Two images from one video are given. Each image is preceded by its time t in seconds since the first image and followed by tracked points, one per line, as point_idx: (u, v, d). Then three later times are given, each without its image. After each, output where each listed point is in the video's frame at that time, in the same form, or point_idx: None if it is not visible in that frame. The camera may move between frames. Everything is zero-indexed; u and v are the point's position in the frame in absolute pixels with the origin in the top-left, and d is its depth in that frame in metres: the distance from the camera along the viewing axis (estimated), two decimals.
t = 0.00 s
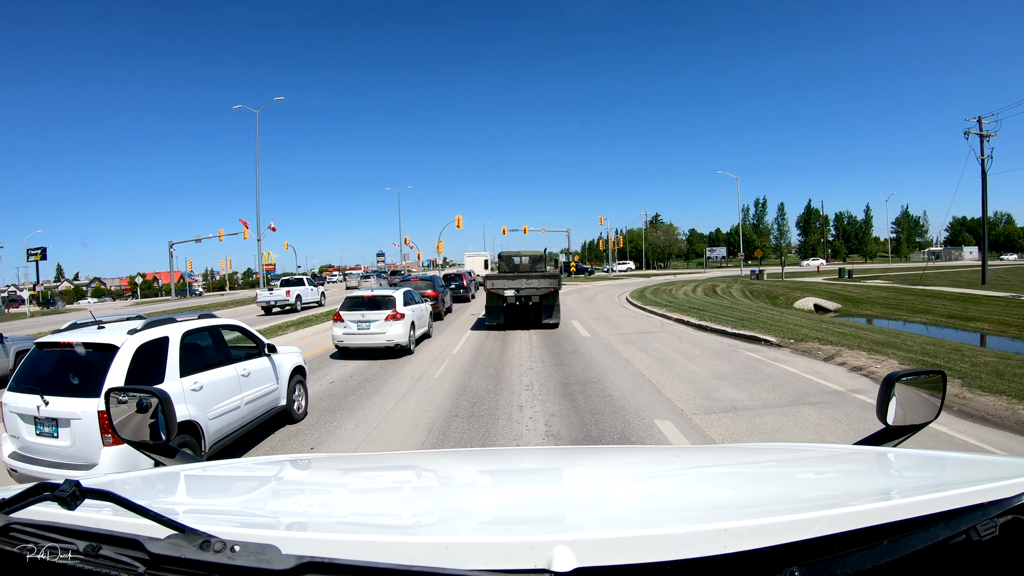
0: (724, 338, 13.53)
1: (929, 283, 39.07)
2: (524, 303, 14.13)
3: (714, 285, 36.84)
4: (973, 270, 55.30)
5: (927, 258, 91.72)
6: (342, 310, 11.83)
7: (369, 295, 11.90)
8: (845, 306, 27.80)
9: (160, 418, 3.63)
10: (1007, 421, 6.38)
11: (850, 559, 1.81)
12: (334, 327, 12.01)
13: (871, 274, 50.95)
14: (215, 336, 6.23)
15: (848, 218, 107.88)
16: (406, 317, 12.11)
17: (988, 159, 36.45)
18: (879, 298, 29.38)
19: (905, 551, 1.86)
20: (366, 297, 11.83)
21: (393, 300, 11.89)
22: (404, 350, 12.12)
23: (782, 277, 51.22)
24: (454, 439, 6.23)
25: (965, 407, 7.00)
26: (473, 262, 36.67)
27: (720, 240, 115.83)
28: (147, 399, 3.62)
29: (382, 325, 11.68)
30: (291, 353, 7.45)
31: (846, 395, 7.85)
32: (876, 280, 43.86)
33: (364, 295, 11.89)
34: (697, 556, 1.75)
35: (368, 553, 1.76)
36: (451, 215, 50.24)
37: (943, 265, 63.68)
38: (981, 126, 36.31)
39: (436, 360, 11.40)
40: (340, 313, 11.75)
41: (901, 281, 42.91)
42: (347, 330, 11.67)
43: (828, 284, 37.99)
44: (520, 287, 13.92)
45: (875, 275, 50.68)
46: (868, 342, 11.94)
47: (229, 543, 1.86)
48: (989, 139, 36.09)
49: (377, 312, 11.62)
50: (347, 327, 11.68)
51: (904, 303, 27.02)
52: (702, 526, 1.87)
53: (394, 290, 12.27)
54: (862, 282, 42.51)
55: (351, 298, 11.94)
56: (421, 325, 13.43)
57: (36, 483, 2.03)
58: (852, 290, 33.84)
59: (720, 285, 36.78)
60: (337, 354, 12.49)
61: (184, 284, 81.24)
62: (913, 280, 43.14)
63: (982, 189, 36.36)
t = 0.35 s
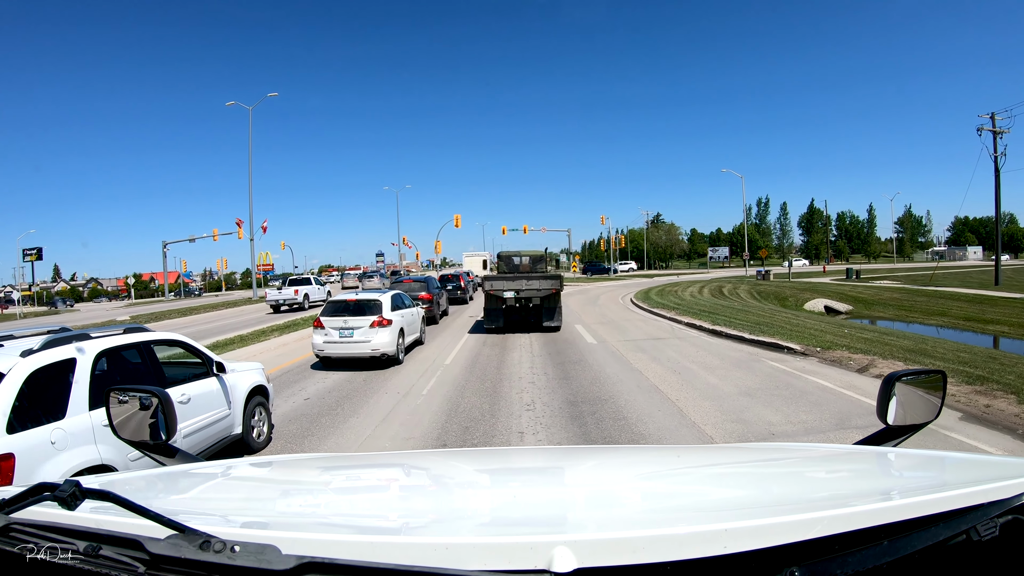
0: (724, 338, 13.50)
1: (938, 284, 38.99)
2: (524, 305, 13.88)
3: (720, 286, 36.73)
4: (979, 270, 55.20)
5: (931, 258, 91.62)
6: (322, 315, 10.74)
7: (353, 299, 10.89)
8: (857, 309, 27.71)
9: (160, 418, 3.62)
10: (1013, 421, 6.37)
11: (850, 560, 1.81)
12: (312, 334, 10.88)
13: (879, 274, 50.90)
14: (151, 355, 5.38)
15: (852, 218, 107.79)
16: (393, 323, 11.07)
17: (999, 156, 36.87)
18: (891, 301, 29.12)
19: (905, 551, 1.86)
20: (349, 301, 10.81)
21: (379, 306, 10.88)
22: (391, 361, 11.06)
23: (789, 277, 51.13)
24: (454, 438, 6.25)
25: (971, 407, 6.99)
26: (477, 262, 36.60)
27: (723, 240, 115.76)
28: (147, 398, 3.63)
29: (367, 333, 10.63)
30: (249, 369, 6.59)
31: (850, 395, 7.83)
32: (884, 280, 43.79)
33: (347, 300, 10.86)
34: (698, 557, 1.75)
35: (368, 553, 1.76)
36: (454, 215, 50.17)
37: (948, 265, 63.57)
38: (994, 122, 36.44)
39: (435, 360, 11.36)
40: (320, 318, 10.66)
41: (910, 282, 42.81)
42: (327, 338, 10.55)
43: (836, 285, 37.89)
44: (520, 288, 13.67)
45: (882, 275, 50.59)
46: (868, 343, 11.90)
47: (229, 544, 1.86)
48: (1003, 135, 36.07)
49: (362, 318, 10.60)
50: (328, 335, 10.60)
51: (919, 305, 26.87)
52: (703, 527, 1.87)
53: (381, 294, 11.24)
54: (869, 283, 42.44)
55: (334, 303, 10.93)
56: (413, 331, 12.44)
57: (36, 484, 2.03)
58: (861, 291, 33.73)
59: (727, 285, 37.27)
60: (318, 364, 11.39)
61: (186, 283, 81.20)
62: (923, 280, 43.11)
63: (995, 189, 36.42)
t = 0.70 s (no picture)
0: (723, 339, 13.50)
1: (945, 283, 38.90)
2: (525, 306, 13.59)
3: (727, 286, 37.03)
4: (985, 271, 55.13)
5: (935, 258, 91.54)
6: (301, 321, 9.77)
7: (334, 305, 9.95)
8: (868, 310, 27.73)
9: (160, 418, 3.62)
10: (1017, 421, 6.36)
11: (850, 560, 1.81)
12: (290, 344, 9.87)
13: (887, 274, 50.78)
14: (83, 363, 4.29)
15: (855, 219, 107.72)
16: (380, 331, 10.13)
17: (1013, 154, 36.71)
18: (907, 301, 29.34)
19: (905, 552, 1.86)
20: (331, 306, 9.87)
21: (364, 311, 9.94)
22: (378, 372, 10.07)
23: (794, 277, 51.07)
24: (454, 438, 6.30)
25: (977, 407, 6.97)
26: (478, 262, 36.56)
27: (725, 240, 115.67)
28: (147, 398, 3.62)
29: (349, 342, 9.67)
30: (197, 392, 5.36)
31: (852, 397, 7.82)
32: (892, 280, 43.70)
33: (329, 305, 9.93)
34: (697, 557, 1.75)
35: (368, 553, 1.76)
36: (455, 214, 49.89)
37: (953, 266, 63.50)
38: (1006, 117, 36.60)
39: (435, 361, 11.40)
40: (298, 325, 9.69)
41: (917, 282, 42.68)
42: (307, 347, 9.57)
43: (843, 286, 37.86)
44: (521, 289, 13.39)
45: (888, 275, 50.49)
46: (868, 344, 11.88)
47: (229, 543, 1.86)
48: (1015, 132, 35.98)
49: (344, 326, 9.65)
50: (307, 344, 9.62)
51: (931, 307, 26.74)
52: (702, 527, 1.87)
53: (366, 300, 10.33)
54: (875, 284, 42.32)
55: (313, 309, 9.98)
56: (403, 339, 11.59)
57: (36, 483, 2.03)
58: (868, 292, 33.66)
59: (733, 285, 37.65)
60: (297, 375, 10.40)
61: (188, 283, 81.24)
62: (931, 280, 43.08)
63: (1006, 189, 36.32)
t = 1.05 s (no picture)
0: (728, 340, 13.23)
1: (953, 283, 38.75)
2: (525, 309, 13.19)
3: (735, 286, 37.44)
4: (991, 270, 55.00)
5: (938, 258, 91.40)
6: (277, 329, 8.83)
7: (314, 310, 8.99)
8: (879, 312, 27.59)
9: (161, 418, 3.58)
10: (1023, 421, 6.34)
11: (850, 559, 1.81)
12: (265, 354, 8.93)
13: (893, 274, 50.69)
14: None
15: (858, 218, 107.56)
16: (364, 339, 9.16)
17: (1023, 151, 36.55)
18: (919, 302, 29.19)
19: (905, 551, 1.86)
20: (310, 312, 8.92)
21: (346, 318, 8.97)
22: (363, 385, 9.17)
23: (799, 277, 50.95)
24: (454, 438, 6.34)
25: (986, 406, 6.93)
26: (477, 262, 36.44)
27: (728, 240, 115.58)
28: (147, 399, 3.61)
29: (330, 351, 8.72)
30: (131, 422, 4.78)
31: (855, 398, 7.80)
32: (900, 281, 43.60)
33: (307, 311, 8.97)
34: (697, 556, 1.75)
35: (368, 552, 1.76)
36: (456, 215, 49.83)
37: (958, 265, 63.38)
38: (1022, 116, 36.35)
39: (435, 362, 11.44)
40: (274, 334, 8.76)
41: (926, 282, 42.51)
42: (283, 357, 8.64)
43: (849, 286, 37.74)
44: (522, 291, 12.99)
45: (894, 275, 50.37)
46: (884, 347, 11.39)
47: (229, 543, 1.86)
48: None
49: (323, 334, 8.69)
50: (283, 354, 8.66)
51: (944, 308, 26.53)
52: (702, 527, 1.87)
53: (350, 304, 9.36)
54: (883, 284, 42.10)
55: (291, 315, 9.02)
56: (392, 346, 10.71)
57: (36, 483, 2.03)
58: (879, 292, 33.45)
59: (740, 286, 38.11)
60: (275, 388, 9.46)
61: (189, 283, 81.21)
62: (939, 280, 42.95)
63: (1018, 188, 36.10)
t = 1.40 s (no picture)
0: (728, 341, 13.26)
1: (962, 284, 38.54)
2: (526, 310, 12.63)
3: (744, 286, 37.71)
4: (997, 270, 54.75)
5: (942, 258, 91.13)
6: (250, 337, 7.94)
7: (291, 316, 8.11)
8: (890, 313, 27.35)
9: (161, 419, 3.59)
10: None
11: (849, 559, 1.82)
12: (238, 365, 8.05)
13: (897, 275, 50.57)
14: None
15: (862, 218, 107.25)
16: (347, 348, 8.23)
17: None
18: (931, 304, 28.94)
19: (904, 551, 1.86)
20: (287, 318, 8.08)
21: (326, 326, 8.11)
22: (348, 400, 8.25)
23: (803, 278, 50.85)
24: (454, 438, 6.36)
25: (999, 406, 6.83)
26: (477, 262, 36.40)
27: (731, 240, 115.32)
28: (145, 400, 3.61)
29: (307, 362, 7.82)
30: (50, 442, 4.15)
31: (857, 397, 7.76)
32: (907, 282, 43.53)
33: (283, 317, 8.10)
34: (696, 557, 1.75)
35: (368, 553, 1.77)
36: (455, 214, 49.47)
37: (962, 265, 63.19)
38: None
39: (436, 362, 11.46)
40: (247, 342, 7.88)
41: (942, 283, 42.11)
42: (257, 369, 7.76)
43: (858, 287, 37.40)
44: (522, 291, 12.45)
45: (900, 275, 50.17)
46: (908, 353, 10.72)
47: (229, 543, 1.87)
48: None
49: (301, 344, 7.81)
50: (257, 365, 7.80)
51: (960, 311, 26.29)
52: (702, 527, 1.87)
53: (331, 310, 8.46)
54: (891, 284, 41.86)
55: (266, 321, 8.15)
56: (381, 355, 9.85)
57: (36, 484, 2.03)
58: (888, 293, 33.20)
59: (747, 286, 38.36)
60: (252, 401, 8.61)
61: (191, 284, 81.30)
62: (953, 281, 42.71)
63: None
